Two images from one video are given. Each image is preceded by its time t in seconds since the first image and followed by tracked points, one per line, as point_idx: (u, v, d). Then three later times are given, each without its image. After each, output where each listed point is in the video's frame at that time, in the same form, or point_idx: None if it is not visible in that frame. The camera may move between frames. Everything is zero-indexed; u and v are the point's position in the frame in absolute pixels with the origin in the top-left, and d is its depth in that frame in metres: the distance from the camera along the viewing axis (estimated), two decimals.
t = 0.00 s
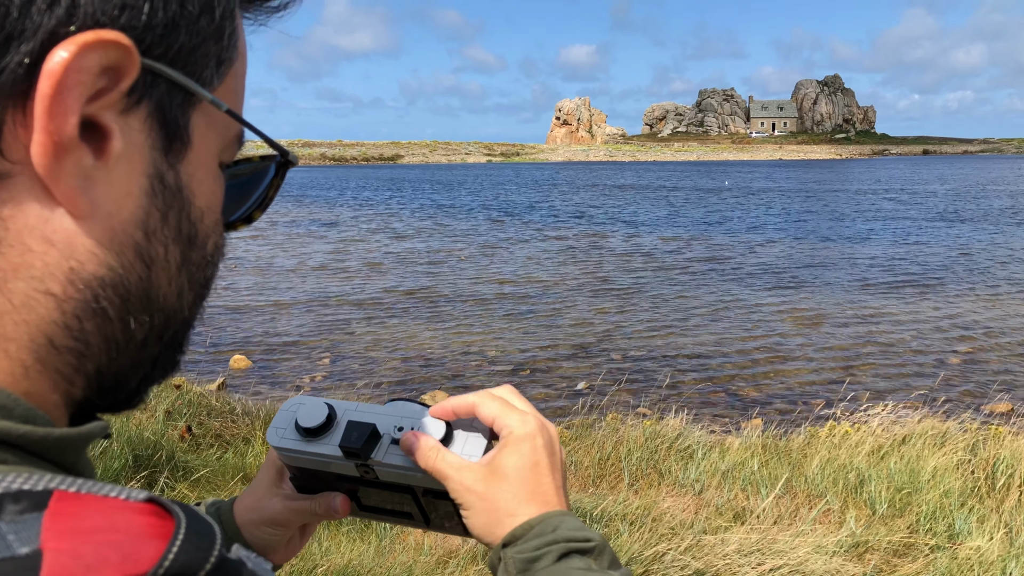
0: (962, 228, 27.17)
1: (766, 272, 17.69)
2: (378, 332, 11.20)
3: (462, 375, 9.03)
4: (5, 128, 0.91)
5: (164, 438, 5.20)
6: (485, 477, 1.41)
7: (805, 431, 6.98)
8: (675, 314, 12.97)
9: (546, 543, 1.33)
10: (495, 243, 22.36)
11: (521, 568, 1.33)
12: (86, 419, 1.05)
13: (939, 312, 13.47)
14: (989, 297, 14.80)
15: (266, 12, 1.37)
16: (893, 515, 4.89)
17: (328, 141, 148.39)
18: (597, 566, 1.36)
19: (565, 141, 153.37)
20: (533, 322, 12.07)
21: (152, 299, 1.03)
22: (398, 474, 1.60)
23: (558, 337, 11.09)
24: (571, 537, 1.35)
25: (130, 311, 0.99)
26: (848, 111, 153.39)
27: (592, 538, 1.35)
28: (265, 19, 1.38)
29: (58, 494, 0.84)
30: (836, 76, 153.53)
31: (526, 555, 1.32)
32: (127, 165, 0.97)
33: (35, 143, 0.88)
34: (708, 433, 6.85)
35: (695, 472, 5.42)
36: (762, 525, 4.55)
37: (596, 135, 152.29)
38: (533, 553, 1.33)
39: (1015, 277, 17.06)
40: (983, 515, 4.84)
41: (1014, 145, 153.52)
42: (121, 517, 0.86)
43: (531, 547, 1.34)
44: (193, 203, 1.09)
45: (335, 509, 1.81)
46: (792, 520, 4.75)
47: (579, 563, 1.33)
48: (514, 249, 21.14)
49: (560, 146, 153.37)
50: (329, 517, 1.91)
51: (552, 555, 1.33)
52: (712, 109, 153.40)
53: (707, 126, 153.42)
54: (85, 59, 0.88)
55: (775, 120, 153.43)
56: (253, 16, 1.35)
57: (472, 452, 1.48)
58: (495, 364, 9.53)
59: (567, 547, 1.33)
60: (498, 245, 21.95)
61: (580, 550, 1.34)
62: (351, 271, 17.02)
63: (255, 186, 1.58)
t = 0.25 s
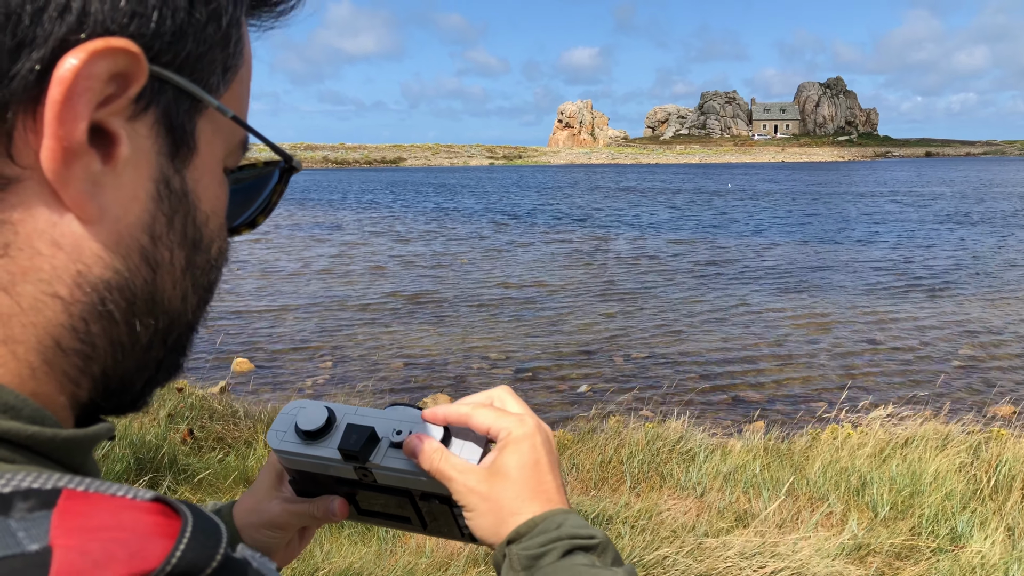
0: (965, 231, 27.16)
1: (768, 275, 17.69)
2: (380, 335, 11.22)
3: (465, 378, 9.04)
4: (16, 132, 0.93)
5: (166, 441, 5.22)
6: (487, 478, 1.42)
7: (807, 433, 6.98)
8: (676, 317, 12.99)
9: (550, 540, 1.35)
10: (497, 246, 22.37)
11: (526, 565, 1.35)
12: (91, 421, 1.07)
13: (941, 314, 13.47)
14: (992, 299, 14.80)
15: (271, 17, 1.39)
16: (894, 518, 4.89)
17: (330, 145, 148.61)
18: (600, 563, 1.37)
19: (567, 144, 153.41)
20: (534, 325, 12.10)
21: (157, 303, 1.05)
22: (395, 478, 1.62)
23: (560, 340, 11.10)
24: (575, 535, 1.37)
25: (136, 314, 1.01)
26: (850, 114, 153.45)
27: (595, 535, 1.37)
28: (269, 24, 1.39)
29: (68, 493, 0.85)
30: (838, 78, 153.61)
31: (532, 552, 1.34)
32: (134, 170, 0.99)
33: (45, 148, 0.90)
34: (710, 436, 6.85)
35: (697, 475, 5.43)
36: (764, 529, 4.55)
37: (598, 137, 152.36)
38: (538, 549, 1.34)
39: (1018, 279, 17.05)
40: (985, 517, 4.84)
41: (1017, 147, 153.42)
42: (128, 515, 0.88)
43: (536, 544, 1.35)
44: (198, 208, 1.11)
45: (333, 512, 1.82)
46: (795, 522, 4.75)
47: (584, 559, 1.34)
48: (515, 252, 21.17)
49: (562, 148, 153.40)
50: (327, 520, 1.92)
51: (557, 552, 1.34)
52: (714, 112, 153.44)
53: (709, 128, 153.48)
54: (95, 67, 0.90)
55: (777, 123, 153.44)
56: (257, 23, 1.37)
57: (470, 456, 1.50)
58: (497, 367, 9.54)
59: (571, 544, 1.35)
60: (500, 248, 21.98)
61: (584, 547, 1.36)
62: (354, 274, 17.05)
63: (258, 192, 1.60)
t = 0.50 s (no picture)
0: (967, 229, 27.16)
1: (770, 274, 17.68)
2: (382, 334, 11.24)
3: (466, 377, 9.05)
4: (16, 126, 0.93)
5: (168, 440, 5.23)
6: (487, 471, 1.44)
7: (809, 432, 6.98)
8: (678, 315, 12.99)
9: (556, 526, 1.36)
10: (499, 246, 22.38)
11: (532, 552, 1.35)
12: (90, 415, 1.08)
13: (944, 313, 13.46)
14: (995, 298, 14.78)
15: (267, 17, 1.39)
16: (897, 516, 4.90)
17: (332, 144, 148.64)
18: (607, 548, 1.38)
19: (569, 143, 153.32)
20: (536, 324, 12.10)
21: (156, 297, 1.06)
22: (390, 475, 1.63)
23: (562, 339, 11.10)
24: (580, 520, 1.37)
25: (135, 308, 1.02)
26: (852, 112, 153.30)
27: (601, 520, 1.38)
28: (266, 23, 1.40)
29: (69, 484, 0.86)
30: (840, 77, 153.45)
31: (538, 539, 1.34)
32: (133, 165, 1.00)
33: (45, 143, 0.91)
34: (711, 434, 6.86)
35: (698, 473, 5.43)
36: (766, 527, 4.55)
37: (600, 136, 152.32)
38: (544, 536, 1.35)
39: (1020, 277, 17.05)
40: (988, 515, 4.84)
41: (1019, 145, 153.26)
42: (130, 505, 0.89)
43: (541, 531, 1.36)
44: (196, 204, 1.12)
45: (329, 510, 1.83)
46: (797, 521, 4.76)
47: (590, 544, 1.35)
48: (517, 251, 21.17)
49: (564, 147, 153.35)
50: (325, 518, 1.92)
51: (564, 537, 1.34)
52: (716, 111, 153.32)
53: (711, 127, 153.38)
54: (95, 61, 0.91)
55: (779, 121, 153.33)
56: (254, 22, 1.38)
57: (467, 451, 1.51)
58: (499, 366, 9.55)
59: (577, 529, 1.36)
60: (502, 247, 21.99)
61: (590, 532, 1.37)
62: (355, 273, 17.06)
63: (255, 189, 1.61)
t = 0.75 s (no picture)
0: (968, 229, 27.17)
1: (772, 274, 17.70)
2: (384, 334, 11.26)
3: (468, 377, 9.08)
4: (25, 131, 0.96)
5: (171, 440, 5.26)
6: (491, 464, 1.45)
7: (810, 431, 7.00)
8: (680, 315, 13.01)
9: (565, 512, 1.38)
10: (500, 246, 22.42)
11: (542, 538, 1.37)
12: (97, 415, 1.10)
13: (946, 312, 13.47)
14: (997, 297, 14.79)
15: (270, 24, 1.41)
16: (898, 515, 4.91)
17: (333, 145, 148.75)
18: (614, 533, 1.41)
19: (570, 143, 153.30)
20: (538, 324, 12.12)
21: (161, 299, 1.08)
22: (388, 477, 1.65)
23: (564, 339, 11.13)
24: (589, 505, 1.39)
25: (141, 309, 1.04)
26: (853, 111, 153.28)
27: (608, 504, 1.40)
28: (269, 30, 1.42)
29: (79, 482, 0.88)
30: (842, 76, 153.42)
31: (548, 524, 1.36)
32: (139, 169, 1.02)
33: (54, 148, 0.93)
34: (713, 434, 6.87)
35: (700, 473, 5.45)
36: (767, 526, 4.57)
37: (601, 136, 152.34)
38: (554, 521, 1.37)
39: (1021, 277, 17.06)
40: (989, 514, 4.86)
41: (1021, 144, 153.18)
42: (137, 503, 0.90)
43: (550, 517, 1.37)
44: (200, 207, 1.13)
45: (329, 510, 1.85)
46: (798, 520, 4.77)
47: (599, 529, 1.38)
48: (519, 251, 21.20)
49: (565, 147, 153.36)
50: (324, 518, 1.94)
51: (574, 522, 1.37)
52: (717, 110, 153.28)
53: (712, 127, 153.38)
54: (103, 68, 0.93)
55: (780, 121, 153.34)
56: (257, 29, 1.40)
57: (467, 448, 1.53)
58: (500, 366, 9.57)
59: (586, 514, 1.38)
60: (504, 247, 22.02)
61: (598, 518, 1.39)
62: (357, 273, 17.09)
63: (257, 193, 1.63)
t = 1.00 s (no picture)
0: (968, 229, 27.18)
1: (772, 274, 17.70)
2: (384, 335, 11.27)
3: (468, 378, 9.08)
4: (28, 128, 0.96)
5: (172, 440, 5.27)
6: (495, 454, 1.46)
7: (810, 431, 7.00)
8: (680, 315, 13.01)
9: (573, 495, 1.37)
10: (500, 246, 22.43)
11: (550, 522, 1.37)
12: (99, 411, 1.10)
13: (946, 312, 13.47)
14: (997, 297, 14.80)
15: (270, 24, 1.42)
16: (899, 515, 4.91)
17: (333, 145, 148.78)
18: (623, 517, 1.39)
19: (570, 144, 153.32)
20: (538, 324, 12.13)
21: (161, 294, 1.08)
22: (385, 477, 1.66)
23: (564, 339, 11.14)
24: (597, 489, 1.38)
25: (142, 305, 1.04)
26: (854, 112, 153.30)
27: (617, 488, 1.38)
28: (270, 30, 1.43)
29: (80, 476, 0.89)
30: (842, 77, 153.43)
31: (555, 508, 1.36)
32: (140, 166, 1.02)
33: (56, 144, 0.93)
34: (713, 434, 6.87)
35: (700, 473, 5.45)
36: (767, 526, 4.57)
37: (601, 136, 152.36)
38: (561, 505, 1.36)
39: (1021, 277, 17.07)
40: (989, 515, 4.86)
41: (1021, 145, 153.21)
42: (138, 497, 0.91)
43: (558, 501, 1.37)
44: (201, 204, 1.14)
45: (329, 508, 1.86)
46: (798, 520, 4.77)
47: (607, 513, 1.36)
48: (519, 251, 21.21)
49: (565, 147, 153.38)
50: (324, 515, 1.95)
51: (583, 505, 1.36)
52: (718, 110, 153.30)
53: (712, 127, 153.40)
54: (105, 65, 0.94)
55: (781, 121, 153.37)
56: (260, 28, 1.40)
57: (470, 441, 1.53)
58: (501, 366, 9.58)
59: (595, 498, 1.37)
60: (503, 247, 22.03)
61: (606, 501, 1.38)
62: (357, 273, 17.10)
63: (259, 190, 1.63)
